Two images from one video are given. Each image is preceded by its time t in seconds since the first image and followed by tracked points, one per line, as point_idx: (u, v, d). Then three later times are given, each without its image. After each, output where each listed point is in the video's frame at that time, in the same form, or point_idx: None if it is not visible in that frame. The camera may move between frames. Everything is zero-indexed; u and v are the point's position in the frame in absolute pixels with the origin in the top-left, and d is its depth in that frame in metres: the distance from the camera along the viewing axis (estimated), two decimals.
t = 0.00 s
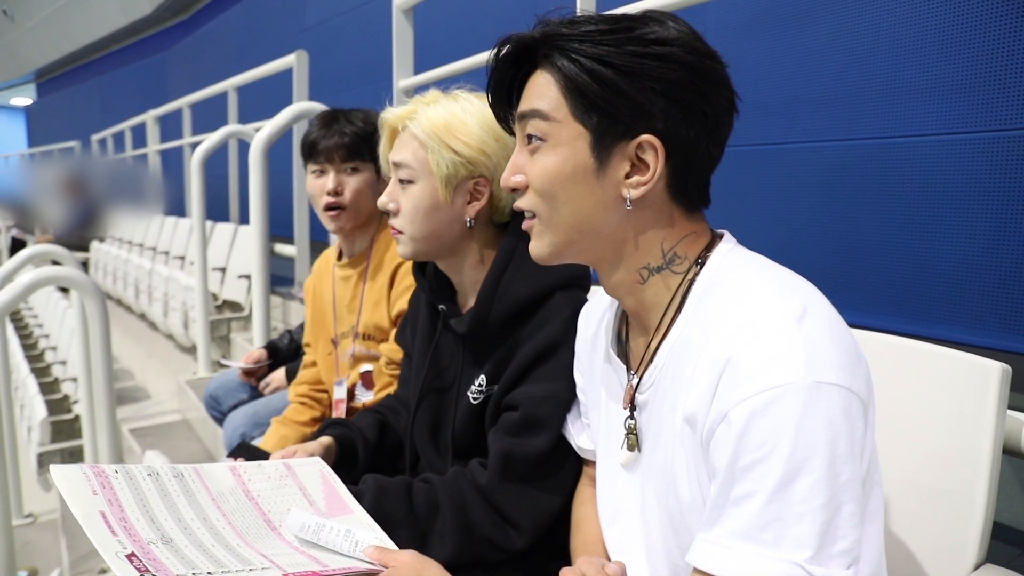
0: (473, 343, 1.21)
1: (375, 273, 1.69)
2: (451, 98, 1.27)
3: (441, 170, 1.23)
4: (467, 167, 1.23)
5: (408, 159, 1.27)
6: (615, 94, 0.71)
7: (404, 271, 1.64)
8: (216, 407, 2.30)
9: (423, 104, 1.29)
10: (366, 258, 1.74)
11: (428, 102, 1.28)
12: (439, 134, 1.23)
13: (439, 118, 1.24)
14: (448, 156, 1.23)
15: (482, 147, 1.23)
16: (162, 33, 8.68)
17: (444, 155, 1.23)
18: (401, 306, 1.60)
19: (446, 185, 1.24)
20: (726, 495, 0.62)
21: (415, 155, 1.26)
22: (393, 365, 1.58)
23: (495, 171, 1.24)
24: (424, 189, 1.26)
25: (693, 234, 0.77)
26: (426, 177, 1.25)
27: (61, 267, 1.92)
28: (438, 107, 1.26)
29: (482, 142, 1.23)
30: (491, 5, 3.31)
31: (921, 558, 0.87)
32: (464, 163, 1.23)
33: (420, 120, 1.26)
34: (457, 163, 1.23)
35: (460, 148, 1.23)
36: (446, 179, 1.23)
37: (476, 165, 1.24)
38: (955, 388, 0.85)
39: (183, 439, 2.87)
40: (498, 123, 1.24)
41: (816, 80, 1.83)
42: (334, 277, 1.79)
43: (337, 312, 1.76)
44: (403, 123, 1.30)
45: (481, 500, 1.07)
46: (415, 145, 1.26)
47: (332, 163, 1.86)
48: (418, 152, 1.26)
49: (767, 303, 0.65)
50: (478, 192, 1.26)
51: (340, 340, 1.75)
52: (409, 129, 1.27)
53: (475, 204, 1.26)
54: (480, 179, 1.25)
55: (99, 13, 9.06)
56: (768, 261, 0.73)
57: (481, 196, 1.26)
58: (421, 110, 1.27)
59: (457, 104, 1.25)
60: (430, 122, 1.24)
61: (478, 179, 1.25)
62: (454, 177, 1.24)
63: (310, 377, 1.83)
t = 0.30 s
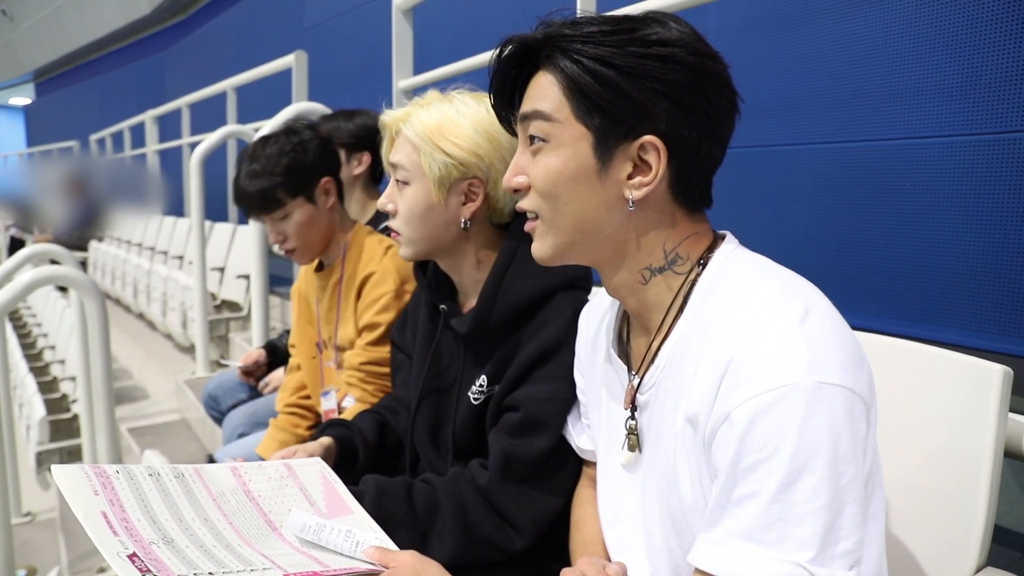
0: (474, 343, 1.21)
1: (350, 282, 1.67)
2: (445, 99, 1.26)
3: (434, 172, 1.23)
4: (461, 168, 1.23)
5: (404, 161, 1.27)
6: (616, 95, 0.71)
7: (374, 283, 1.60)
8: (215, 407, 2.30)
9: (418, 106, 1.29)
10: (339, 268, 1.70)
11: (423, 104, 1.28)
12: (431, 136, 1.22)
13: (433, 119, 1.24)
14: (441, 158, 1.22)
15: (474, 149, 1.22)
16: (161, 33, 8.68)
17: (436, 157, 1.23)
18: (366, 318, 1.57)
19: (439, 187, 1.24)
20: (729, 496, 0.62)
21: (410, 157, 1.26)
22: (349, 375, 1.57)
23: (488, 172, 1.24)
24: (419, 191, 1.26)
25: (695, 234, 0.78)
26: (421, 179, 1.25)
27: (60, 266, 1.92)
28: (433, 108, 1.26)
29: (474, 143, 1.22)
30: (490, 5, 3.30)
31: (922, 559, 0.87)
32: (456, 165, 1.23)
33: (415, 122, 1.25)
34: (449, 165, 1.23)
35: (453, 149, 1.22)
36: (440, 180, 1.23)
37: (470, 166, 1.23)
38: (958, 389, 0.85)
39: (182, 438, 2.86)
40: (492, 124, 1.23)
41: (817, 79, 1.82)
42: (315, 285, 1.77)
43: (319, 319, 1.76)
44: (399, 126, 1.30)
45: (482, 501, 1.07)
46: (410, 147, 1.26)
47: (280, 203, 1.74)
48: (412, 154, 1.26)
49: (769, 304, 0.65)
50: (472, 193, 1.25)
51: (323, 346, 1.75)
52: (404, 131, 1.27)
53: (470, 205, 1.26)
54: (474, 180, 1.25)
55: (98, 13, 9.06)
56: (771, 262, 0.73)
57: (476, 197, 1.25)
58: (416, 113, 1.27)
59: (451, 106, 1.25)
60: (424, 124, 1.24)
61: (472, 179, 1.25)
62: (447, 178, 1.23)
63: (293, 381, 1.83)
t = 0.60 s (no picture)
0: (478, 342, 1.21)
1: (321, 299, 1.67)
2: (418, 109, 1.25)
3: (443, 185, 1.22)
4: (465, 172, 1.23)
5: (401, 188, 1.23)
6: (614, 108, 0.71)
7: (337, 303, 1.60)
8: (218, 407, 2.30)
9: (392, 126, 1.26)
10: (312, 286, 1.72)
11: (396, 123, 1.26)
12: (425, 151, 1.20)
13: (415, 135, 1.22)
14: (443, 170, 1.21)
15: (468, 149, 1.22)
16: (162, 32, 8.68)
17: (438, 170, 1.21)
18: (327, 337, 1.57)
19: (451, 198, 1.23)
20: (737, 496, 0.62)
21: (404, 181, 1.23)
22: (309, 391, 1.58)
23: (489, 165, 1.24)
24: (430, 211, 1.23)
25: (705, 230, 0.78)
26: (428, 198, 1.23)
27: (63, 266, 1.92)
28: (410, 124, 1.24)
29: (469, 143, 1.22)
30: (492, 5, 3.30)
31: (926, 560, 0.87)
32: (460, 170, 1.22)
33: (398, 144, 1.23)
34: (453, 174, 1.22)
35: (451, 157, 1.21)
36: (449, 190, 1.23)
37: (472, 166, 1.23)
38: (963, 389, 0.85)
39: (184, 438, 2.86)
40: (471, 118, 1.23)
41: (817, 79, 1.79)
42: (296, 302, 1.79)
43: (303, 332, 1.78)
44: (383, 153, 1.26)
45: (484, 502, 1.07)
46: (404, 170, 1.23)
47: (239, 235, 1.74)
48: (411, 176, 1.23)
49: (781, 305, 0.65)
50: (480, 191, 1.26)
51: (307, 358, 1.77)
52: (389, 157, 1.24)
53: (480, 202, 1.26)
54: (479, 177, 1.25)
55: (101, 13, 9.08)
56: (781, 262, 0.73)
57: (484, 193, 1.26)
58: (395, 134, 1.24)
59: (425, 114, 1.24)
60: (410, 144, 1.21)
61: (477, 178, 1.25)
62: (455, 187, 1.23)
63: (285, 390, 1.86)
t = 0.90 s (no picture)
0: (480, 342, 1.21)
1: (321, 301, 1.67)
2: (415, 110, 1.25)
3: (447, 187, 1.22)
4: (468, 173, 1.23)
5: (404, 193, 1.24)
6: (609, 105, 0.71)
7: (347, 290, 1.63)
8: (218, 406, 2.30)
9: (388, 129, 1.26)
10: (298, 297, 1.69)
11: (392, 125, 1.25)
12: (427, 153, 1.21)
13: (416, 137, 1.22)
14: (447, 172, 1.22)
15: (470, 150, 1.22)
16: (163, 32, 8.68)
17: (442, 172, 1.22)
18: (355, 327, 1.61)
19: (454, 200, 1.24)
20: (734, 501, 0.61)
21: (406, 184, 1.23)
22: (356, 390, 1.59)
23: (489, 165, 1.25)
24: (434, 213, 1.24)
25: (702, 232, 0.78)
26: (431, 201, 1.24)
27: (63, 265, 1.92)
28: (408, 125, 1.23)
29: (470, 143, 1.22)
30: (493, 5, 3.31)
31: (927, 561, 0.86)
32: (463, 171, 1.23)
33: (398, 148, 1.23)
34: (457, 175, 1.23)
35: (453, 158, 1.22)
36: (453, 192, 1.23)
37: (474, 167, 1.23)
38: (965, 389, 0.85)
39: (184, 437, 2.86)
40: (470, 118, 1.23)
41: (815, 79, 1.78)
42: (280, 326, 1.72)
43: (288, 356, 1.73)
44: (380, 158, 1.25)
45: (485, 501, 1.07)
46: (405, 174, 1.23)
47: (207, 246, 1.71)
48: (414, 180, 1.23)
49: (777, 308, 0.65)
50: (481, 192, 1.26)
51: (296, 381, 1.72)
52: (388, 161, 1.24)
53: (482, 203, 1.26)
54: (481, 178, 1.25)
55: (101, 12, 9.08)
56: (779, 263, 0.73)
57: (486, 193, 1.26)
58: (393, 137, 1.24)
59: (422, 116, 1.24)
60: (412, 147, 1.21)
61: (478, 179, 1.25)
62: (458, 188, 1.23)
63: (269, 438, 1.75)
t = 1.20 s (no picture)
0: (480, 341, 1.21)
1: (315, 302, 1.66)
2: (416, 111, 1.25)
3: (451, 188, 1.22)
4: (471, 173, 1.24)
5: (407, 195, 1.24)
6: (627, 89, 0.72)
7: (347, 288, 1.63)
8: (219, 406, 2.30)
9: (390, 130, 1.26)
10: (291, 299, 1.66)
11: (393, 127, 1.25)
12: (429, 154, 1.21)
13: (418, 139, 1.21)
14: (450, 172, 1.22)
15: (472, 151, 1.23)
16: (164, 31, 8.68)
17: (446, 173, 1.22)
18: (355, 325, 1.61)
19: (456, 200, 1.24)
20: (734, 500, 0.61)
21: (409, 185, 1.23)
22: (358, 391, 1.59)
23: (492, 166, 1.25)
24: (438, 214, 1.24)
25: (705, 232, 0.78)
26: (435, 202, 1.24)
27: (64, 264, 1.91)
28: (411, 126, 1.23)
29: (474, 144, 1.23)
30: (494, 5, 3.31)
31: (926, 561, 0.87)
32: (466, 172, 1.23)
33: (401, 149, 1.22)
34: (460, 177, 1.23)
35: (457, 158, 1.22)
36: (457, 193, 1.23)
37: (477, 167, 1.24)
38: (965, 390, 0.85)
39: (185, 436, 2.87)
40: (473, 120, 1.23)
41: (813, 77, 1.79)
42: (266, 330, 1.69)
43: (274, 365, 1.70)
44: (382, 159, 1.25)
45: (486, 502, 1.07)
46: (409, 175, 1.23)
47: (196, 227, 1.72)
48: (417, 182, 1.23)
49: (778, 306, 0.65)
50: (484, 192, 1.26)
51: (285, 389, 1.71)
52: (391, 162, 1.24)
53: (485, 204, 1.26)
54: (483, 179, 1.25)
55: (101, 11, 9.08)
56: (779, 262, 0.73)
57: (488, 195, 1.26)
58: (395, 138, 1.24)
59: (424, 116, 1.23)
60: (414, 148, 1.21)
61: (481, 179, 1.25)
62: (462, 189, 1.24)
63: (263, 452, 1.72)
